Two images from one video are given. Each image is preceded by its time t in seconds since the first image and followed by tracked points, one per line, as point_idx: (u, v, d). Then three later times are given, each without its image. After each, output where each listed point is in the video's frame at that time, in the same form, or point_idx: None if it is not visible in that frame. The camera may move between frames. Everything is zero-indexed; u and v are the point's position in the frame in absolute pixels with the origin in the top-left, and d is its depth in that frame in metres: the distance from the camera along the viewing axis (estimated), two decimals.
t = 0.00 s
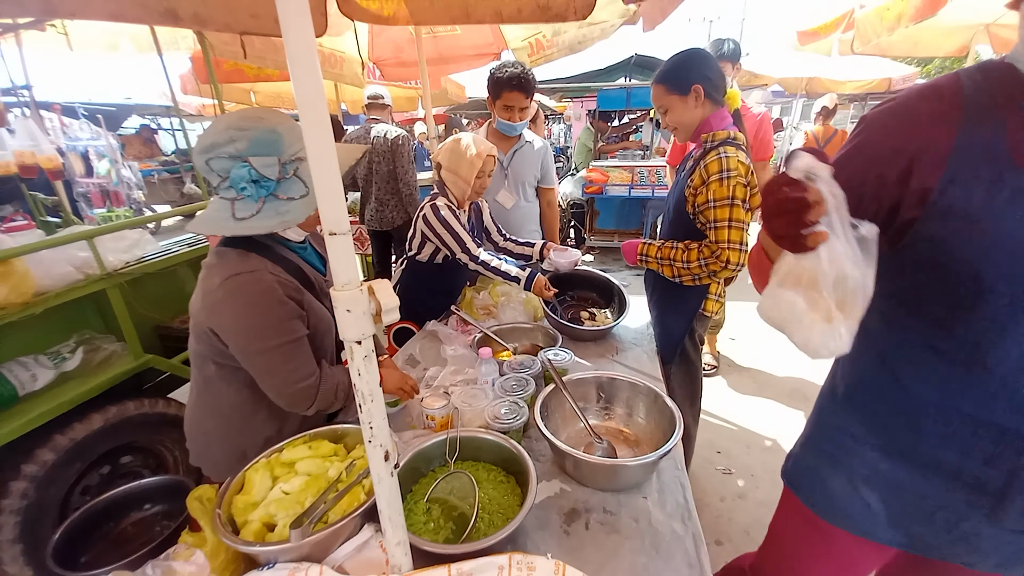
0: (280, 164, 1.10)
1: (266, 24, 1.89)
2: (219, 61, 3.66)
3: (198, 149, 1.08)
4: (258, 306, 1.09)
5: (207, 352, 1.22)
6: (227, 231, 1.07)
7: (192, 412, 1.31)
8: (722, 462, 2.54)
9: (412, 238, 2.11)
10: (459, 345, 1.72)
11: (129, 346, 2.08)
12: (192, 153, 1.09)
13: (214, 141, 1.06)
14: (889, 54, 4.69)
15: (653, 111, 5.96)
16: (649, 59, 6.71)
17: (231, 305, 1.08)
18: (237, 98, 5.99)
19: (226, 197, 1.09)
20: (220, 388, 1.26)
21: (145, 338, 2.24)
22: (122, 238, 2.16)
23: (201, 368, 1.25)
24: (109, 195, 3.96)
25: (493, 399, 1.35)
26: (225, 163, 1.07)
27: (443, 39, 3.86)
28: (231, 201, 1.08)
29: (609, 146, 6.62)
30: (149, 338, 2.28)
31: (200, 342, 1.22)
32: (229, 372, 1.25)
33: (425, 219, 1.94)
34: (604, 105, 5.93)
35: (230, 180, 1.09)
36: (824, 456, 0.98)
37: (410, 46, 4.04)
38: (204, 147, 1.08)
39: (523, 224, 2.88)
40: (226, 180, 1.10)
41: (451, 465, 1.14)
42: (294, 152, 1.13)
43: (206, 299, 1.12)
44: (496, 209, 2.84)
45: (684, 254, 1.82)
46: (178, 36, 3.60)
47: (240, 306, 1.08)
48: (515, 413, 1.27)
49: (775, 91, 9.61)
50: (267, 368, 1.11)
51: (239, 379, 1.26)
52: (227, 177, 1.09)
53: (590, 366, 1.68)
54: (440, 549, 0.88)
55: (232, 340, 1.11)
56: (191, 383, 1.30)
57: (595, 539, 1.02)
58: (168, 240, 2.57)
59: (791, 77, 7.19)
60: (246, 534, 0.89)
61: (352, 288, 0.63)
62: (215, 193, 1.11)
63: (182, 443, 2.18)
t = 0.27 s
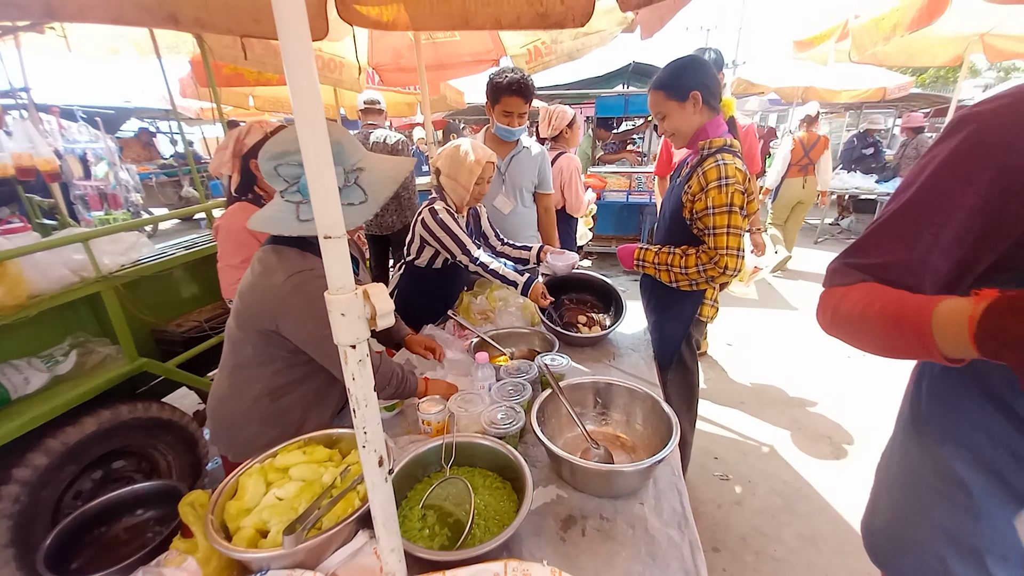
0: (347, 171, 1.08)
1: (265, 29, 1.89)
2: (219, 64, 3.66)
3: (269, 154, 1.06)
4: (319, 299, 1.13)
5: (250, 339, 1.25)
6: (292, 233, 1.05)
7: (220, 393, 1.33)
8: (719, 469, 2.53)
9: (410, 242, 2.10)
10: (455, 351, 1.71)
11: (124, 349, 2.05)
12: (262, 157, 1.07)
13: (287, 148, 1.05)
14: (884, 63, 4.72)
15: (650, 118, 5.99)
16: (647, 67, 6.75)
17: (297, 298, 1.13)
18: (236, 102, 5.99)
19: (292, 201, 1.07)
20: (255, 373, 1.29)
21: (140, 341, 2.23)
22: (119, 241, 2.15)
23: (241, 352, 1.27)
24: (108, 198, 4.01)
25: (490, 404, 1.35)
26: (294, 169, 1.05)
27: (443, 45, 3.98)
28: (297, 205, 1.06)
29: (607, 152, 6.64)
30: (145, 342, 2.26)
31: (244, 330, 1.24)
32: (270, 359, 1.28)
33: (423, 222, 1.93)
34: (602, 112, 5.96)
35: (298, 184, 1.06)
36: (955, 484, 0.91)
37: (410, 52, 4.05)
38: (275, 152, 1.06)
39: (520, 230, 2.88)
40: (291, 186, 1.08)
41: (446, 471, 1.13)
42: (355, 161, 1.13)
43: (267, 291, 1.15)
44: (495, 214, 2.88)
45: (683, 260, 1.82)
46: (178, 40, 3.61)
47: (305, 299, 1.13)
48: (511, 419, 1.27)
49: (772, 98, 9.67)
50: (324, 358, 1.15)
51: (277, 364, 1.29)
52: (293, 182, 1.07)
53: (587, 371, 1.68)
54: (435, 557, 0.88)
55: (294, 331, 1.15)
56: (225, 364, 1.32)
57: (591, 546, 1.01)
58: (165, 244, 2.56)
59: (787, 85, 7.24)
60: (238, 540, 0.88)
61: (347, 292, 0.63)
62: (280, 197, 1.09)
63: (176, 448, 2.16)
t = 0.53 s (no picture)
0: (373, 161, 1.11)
1: (257, 31, 1.88)
2: (210, 66, 3.64)
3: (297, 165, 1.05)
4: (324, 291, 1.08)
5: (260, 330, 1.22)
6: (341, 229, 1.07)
7: (231, 382, 1.32)
8: (712, 470, 2.54)
9: (402, 244, 2.09)
10: (449, 354, 1.70)
11: (111, 353, 2.04)
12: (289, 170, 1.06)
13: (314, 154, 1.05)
14: (872, 68, 4.78)
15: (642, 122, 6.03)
16: (639, 71, 6.79)
17: (302, 289, 1.07)
18: (227, 104, 5.95)
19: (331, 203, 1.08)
20: (265, 365, 1.26)
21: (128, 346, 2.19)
22: (106, 244, 2.12)
23: (253, 343, 1.25)
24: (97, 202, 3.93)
25: (483, 407, 1.34)
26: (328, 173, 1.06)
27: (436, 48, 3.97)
28: (339, 204, 1.08)
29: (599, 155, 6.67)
30: (132, 346, 2.23)
31: (256, 320, 1.21)
32: (278, 352, 1.25)
33: (415, 225, 1.92)
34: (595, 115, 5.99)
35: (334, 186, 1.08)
36: None
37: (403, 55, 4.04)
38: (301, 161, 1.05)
39: (513, 233, 2.89)
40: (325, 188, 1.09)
41: (439, 476, 1.12)
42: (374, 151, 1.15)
43: (276, 279, 1.11)
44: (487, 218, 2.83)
45: (676, 262, 1.82)
46: (168, 42, 3.58)
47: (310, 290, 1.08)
48: (505, 422, 1.26)
49: (762, 103, 9.78)
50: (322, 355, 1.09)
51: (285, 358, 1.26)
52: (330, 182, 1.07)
53: (580, 374, 1.68)
54: (428, 562, 0.87)
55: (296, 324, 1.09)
56: (238, 354, 1.31)
57: (585, 549, 1.01)
58: (154, 246, 2.53)
59: (777, 89, 7.32)
60: (227, 547, 0.86)
61: (338, 294, 0.62)
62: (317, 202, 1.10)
63: (163, 454, 2.13)
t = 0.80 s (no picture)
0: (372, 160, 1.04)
1: (254, 29, 1.87)
2: (206, 65, 3.62)
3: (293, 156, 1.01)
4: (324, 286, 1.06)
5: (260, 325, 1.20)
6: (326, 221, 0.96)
7: (233, 379, 1.31)
8: (710, 469, 2.54)
9: (397, 243, 2.09)
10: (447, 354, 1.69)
11: (107, 353, 2.02)
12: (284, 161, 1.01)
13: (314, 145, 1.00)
14: (869, 70, 4.79)
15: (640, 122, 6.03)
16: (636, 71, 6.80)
17: (301, 283, 1.06)
18: (224, 103, 5.93)
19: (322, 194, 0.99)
20: (266, 361, 1.25)
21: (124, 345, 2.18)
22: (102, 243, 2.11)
23: (253, 339, 1.24)
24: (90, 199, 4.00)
25: (482, 407, 1.34)
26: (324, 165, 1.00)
27: (434, 48, 3.98)
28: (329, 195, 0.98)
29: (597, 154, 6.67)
30: (128, 345, 2.22)
31: (256, 316, 1.20)
32: (279, 347, 1.23)
33: (410, 224, 1.92)
34: (592, 115, 5.99)
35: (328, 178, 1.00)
36: None
37: (401, 54, 4.03)
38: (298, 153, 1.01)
39: (512, 233, 2.88)
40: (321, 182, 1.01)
41: (437, 475, 1.12)
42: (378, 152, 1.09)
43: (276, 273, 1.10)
44: (485, 217, 2.82)
45: (674, 262, 1.83)
46: (165, 40, 3.56)
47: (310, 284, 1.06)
48: (503, 421, 1.26)
49: (760, 103, 9.82)
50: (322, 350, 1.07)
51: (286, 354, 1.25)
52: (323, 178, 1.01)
53: (578, 373, 1.67)
54: (426, 562, 0.86)
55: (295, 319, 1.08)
56: (240, 350, 1.30)
57: (583, 548, 1.00)
58: (151, 245, 2.52)
59: (774, 90, 7.33)
60: (224, 547, 0.85)
61: (336, 293, 0.62)
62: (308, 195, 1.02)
63: (160, 454, 2.12)
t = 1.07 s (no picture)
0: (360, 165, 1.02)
1: (249, 25, 1.86)
2: (201, 62, 3.60)
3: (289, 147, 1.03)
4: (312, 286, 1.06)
5: (249, 325, 1.19)
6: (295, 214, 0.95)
7: (224, 379, 1.30)
8: (706, 467, 2.55)
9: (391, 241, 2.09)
10: (444, 353, 1.69)
11: (100, 352, 2.00)
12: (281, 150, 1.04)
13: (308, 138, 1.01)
14: (865, 69, 4.81)
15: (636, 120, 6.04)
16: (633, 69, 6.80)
17: (289, 282, 1.05)
18: (219, 100, 5.90)
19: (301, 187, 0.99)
20: (255, 360, 1.25)
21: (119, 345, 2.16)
22: (95, 241, 2.09)
23: (242, 338, 1.23)
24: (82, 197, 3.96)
25: (479, 405, 1.34)
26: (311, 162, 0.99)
27: (430, 45, 3.92)
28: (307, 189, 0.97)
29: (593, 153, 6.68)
30: (122, 345, 2.20)
31: (244, 315, 1.19)
32: (267, 346, 1.22)
33: (402, 223, 1.92)
34: (589, 114, 5.99)
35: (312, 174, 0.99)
36: None
37: (397, 52, 4.02)
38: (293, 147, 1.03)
39: (509, 231, 2.88)
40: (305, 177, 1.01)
41: (435, 474, 1.12)
42: (369, 159, 1.07)
43: (262, 272, 1.09)
44: (482, 215, 2.82)
45: (672, 260, 1.83)
46: (158, 36, 3.53)
47: (298, 283, 1.05)
48: (501, 420, 1.26)
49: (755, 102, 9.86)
50: (310, 349, 1.07)
51: (276, 352, 1.24)
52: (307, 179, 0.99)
53: (575, 371, 1.68)
54: (424, 560, 0.86)
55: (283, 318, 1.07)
56: (229, 350, 1.29)
57: (581, 546, 1.00)
58: (145, 244, 2.50)
59: (769, 89, 7.35)
60: (220, 547, 0.85)
61: (333, 291, 0.61)
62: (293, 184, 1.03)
63: (155, 453, 2.11)
